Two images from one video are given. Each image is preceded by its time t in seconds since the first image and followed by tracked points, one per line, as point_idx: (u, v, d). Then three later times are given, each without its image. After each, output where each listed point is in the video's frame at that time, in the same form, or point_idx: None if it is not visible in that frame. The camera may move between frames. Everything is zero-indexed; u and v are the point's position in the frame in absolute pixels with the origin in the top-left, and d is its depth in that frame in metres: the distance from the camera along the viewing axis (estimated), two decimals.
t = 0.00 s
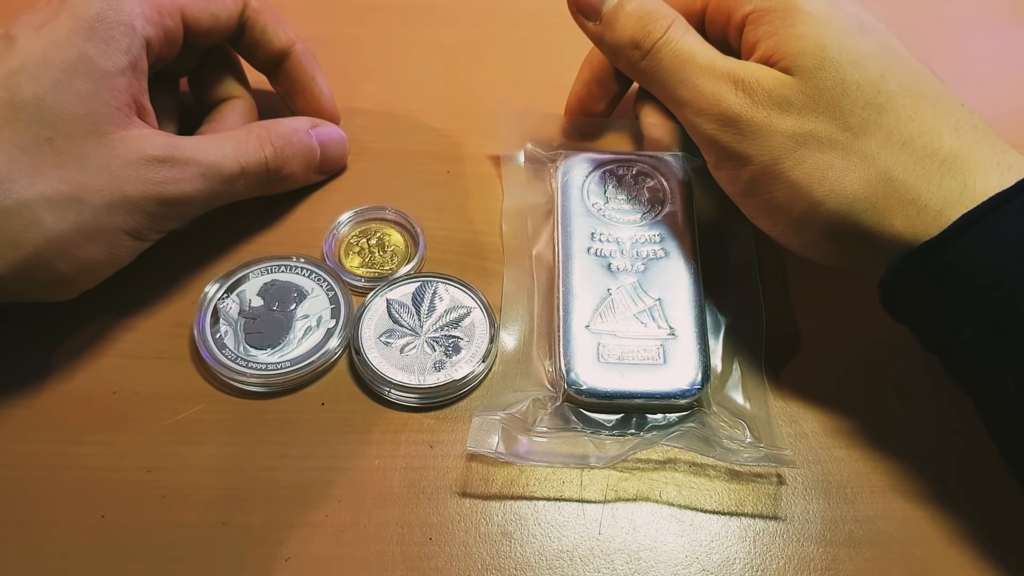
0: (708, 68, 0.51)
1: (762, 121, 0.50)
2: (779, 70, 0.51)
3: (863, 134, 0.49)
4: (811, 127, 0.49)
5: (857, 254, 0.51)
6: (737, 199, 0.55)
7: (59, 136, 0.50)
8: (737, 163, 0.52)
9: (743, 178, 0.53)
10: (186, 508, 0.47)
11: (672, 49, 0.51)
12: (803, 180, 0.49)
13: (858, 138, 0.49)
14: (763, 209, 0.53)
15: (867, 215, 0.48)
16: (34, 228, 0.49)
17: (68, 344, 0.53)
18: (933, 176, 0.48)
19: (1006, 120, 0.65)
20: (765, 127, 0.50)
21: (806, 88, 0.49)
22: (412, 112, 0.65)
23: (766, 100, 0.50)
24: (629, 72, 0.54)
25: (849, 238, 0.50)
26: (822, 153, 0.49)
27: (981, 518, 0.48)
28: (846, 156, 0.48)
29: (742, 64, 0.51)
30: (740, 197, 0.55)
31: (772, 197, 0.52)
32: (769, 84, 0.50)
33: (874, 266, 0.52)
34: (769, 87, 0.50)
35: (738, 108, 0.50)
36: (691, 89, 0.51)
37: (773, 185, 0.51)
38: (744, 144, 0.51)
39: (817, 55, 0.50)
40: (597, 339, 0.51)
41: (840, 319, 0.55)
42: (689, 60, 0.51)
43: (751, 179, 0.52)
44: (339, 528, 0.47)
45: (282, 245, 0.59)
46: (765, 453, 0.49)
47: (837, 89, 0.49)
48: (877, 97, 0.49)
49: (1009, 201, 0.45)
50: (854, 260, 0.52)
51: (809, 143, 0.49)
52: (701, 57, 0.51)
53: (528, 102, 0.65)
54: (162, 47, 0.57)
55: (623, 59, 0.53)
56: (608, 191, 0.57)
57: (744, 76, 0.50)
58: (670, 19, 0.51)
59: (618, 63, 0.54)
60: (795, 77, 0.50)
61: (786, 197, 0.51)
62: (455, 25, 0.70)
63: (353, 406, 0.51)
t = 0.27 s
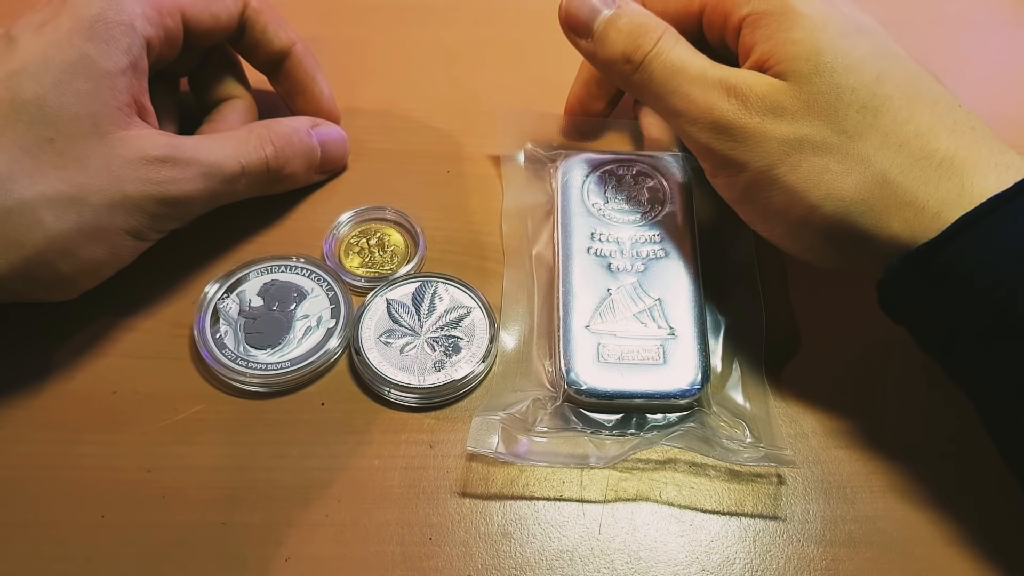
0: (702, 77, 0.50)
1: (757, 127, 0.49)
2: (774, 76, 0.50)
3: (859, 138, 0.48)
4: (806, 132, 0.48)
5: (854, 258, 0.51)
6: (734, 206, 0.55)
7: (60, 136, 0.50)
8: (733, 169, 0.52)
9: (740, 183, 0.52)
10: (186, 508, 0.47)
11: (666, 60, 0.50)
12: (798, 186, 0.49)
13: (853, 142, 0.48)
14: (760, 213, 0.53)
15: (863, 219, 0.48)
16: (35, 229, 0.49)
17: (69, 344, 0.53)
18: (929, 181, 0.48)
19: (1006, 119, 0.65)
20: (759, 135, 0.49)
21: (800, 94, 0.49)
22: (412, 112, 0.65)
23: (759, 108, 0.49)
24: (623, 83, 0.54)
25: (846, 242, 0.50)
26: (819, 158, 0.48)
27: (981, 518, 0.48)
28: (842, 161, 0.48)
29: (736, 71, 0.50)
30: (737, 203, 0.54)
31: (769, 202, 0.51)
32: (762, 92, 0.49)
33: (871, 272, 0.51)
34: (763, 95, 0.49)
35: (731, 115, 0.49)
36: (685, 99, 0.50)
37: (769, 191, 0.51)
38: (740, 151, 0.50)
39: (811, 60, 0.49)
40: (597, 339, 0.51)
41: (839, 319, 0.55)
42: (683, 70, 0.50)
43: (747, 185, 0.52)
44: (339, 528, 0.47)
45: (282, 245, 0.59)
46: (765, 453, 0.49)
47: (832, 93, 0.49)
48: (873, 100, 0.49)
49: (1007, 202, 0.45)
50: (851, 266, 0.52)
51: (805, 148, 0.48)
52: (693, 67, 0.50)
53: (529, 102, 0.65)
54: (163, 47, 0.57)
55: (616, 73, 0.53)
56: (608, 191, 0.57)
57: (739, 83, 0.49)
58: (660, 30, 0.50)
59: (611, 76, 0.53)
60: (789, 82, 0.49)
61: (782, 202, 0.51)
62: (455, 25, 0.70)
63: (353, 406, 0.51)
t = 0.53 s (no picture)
0: (694, 86, 0.50)
1: (751, 134, 0.49)
2: (768, 81, 0.50)
3: (855, 140, 0.48)
4: (801, 136, 0.48)
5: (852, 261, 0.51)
6: (733, 212, 0.55)
7: (60, 136, 0.50)
8: (729, 174, 0.51)
9: (737, 190, 0.52)
10: (186, 508, 0.47)
11: (655, 72, 0.50)
12: (796, 189, 0.49)
13: (849, 145, 0.48)
14: (759, 218, 0.53)
15: (862, 220, 0.48)
16: (35, 229, 0.49)
17: (69, 344, 0.53)
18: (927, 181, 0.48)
19: (1006, 119, 0.65)
20: (754, 142, 0.49)
21: (794, 99, 0.49)
22: (412, 112, 0.65)
23: (754, 114, 0.49)
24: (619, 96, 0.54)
25: (844, 244, 0.50)
26: (815, 162, 0.48)
27: (980, 518, 0.48)
28: (838, 164, 0.48)
29: (728, 79, 0.50)
30: (735, 210, 0.54)
31: (767, 206, 0.51)
32: (756, 99, 0.49)
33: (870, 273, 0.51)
34: (757, 102, 0.49)
35: (725, 123, 0.49)
36: (678, 107, 0.50)
37: (766, 196, 0.51)
38: (735, 157, 0.50)
39: (806, 64, 0.49)
40: (597, 339, 0.51)
41: (839, 319, 0.55)
42: (674, 81, 0.50)
43: (744, 190, 0.52)
44: (339, 527, 0.47)
45: (282, 245, 0.59)
46: (765, 453, 0.49)
47: (827, 96, 0.49)
48: (869, 102, 0.49)
49: (1006, 202, 0.45)
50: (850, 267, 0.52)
51: (800, 153, 0.48)
52: (684, 78, 0.50)
53: (529, 102, 0.65)
54: (163, 47, 0.57)
55: (610, 88, 0.53)
56: (609, 191, 0.57)
57: (731, 90, 0.49)
58: (650, 43, 0.51)
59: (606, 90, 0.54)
60: (783, 87, 0.49)
61: (780, 206, 0.51)
62: (455, 24, 0.70)
63: (353, 406, 0.51)
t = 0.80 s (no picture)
0: (690, 91, 0.50)
1: (748, 137, 0.49)
2: (765, 84, 0.50)
3: (853, 143, 0.48)
4: (799, 139, 0.48)
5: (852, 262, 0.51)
6: (732, 215, 0.55)
7: (60, 136, 0.50)
8: (728, 177, 0.51)
9: (736, 193, 0.52)
10: (186, 508, 0.47)
11: (652, 78, 0.51)
12: (795, 192, 0.49)
13: (848, 147, 0.48)
14: (758, 221, 0.53)
15: (861, 221, 0.48)
16: (35, 228, 0.49)
17: (68, 344, 0.53)
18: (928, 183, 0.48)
19: (1006, 120, 0.65)
20: (753, 145, 0.49)
21: (792, 102, 0.49)
22: (412, 112, 0.65)
23: (752, 117, 0.49)
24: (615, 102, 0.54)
25: (843, 245, 0.50)
26: (813, 165, 0.48)
27: (980, 518, 0.48)
28: (836, 166, 0.48)
29: (724, 83, 0.50)
30: (735, 213, 0.54)
31: (766, 209, 0.51)
32: (754, 102, 0.49)
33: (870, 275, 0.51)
34: (755, 105, 0.49)
35: (722, 127, 0.49)
36: (676, 110, 0.50)
37: (766, 199, 0.51)
38: (733, 161, 0.50)
39: (804, 67, 0.49)
40: (597, 339, 0.51)
41: (839, 320, 0.55)
42: (670, 86, 0.50)
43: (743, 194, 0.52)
44: (339, 527, 0.47)
45: (283, 245, 0.59)
46: (765, 453, 0.49)
47: (825, 99, 0.49)
48: (867, 104, 0.49)
49: (1005, 204, 0.45)
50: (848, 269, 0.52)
51: (798, 156, 0.48)
52: (682, 83, 0.50)
53: (529, 102, 0.65)
54: (163, 47, 0.57)
55: (608, 94, 0.54)
56: (608, 191, 0.57)
57: (728, 94, 0.49)
58: (647, 47, 0.51)
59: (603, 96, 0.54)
60: (781, 90, 0.49)
61: (779, 209, 0.51)
62: (456, 24, 0.70)
63: (353, 406, 0.51)
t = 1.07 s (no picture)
0: (689, 94, 0.50)
1: (747, 140, 0.49)
2: (763, 86, 0.50)
3: (852, 144, 0.48)
4: (799, 140, 0.48)
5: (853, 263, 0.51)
6: (732, 216, 0.55)
7: (60, 136, 0.50)
8: (728, 180, 0.51)
9: (736, 195, 0.52)
10: (185, 508, 0.47)
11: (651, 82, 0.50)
12: (794, 193, 0.49)
13: (848, 149, 0.48)
14: (758, 223, 0.53)
15: (861, 221, 0.48)
16: (35, 228, 0.49)
17: (68, 344, 0.53)
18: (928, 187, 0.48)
19: (1007, 121, 0.65)
20: (753, 147, 0.49)
21: (792, 104, 0.49)
22: (412, 112, 0.65)
23: (752, 119, 0.49)
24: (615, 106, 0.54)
25: (843, 246, 0.50)
26: (812, 167, 0.48)
27: (980, 518, 0.48)
28: (836, 168, 0.48)
29: (723, 86, 0.50)
30: (735, 215, 0.54)
31: (766, 211, 0.51)
32: (753, 104, 0.49)
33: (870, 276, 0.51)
34: (754, 107, 0.49)
35: (722, 129, 0.49)
36: (676, 112, 0.50)
37: (766, 201, 0.51)
38: (732, 163, 0.50)
39: (804, 68, 0.49)
40: (597, 339, 0.51)
41: (839, 320, 0.55)
42: (669, 89, 0.50)
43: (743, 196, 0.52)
44: (339, 527, 0.47)
45: (283, 245, 0.59)
46: (765, 453, 0.49)
47: (825, 100, 0.49)
48: (867, 105, 0.49)
49: (1005, 205, 0.45)
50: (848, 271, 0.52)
51: (797, 158, 0.48)
52: (681, 86, 0.50)
53: (530, 102, 0.65)
54: (163, 47, 0.57)
55: (607, 97, 0.54)
56: (609, 191, 0.57)
57: (727, 96, 0.49)
58: (646, 50, 0.51)
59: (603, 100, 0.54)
60: (779, 92, 0.49)
61: (779, 211, 0.51)
62: (456, 24, 0.70)
63: (353, 406, 0.51)
